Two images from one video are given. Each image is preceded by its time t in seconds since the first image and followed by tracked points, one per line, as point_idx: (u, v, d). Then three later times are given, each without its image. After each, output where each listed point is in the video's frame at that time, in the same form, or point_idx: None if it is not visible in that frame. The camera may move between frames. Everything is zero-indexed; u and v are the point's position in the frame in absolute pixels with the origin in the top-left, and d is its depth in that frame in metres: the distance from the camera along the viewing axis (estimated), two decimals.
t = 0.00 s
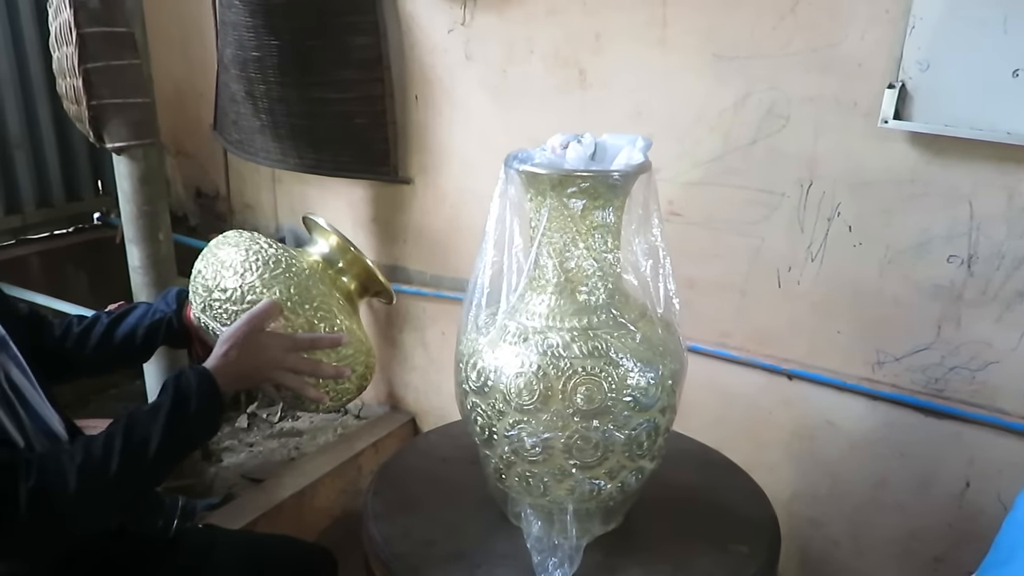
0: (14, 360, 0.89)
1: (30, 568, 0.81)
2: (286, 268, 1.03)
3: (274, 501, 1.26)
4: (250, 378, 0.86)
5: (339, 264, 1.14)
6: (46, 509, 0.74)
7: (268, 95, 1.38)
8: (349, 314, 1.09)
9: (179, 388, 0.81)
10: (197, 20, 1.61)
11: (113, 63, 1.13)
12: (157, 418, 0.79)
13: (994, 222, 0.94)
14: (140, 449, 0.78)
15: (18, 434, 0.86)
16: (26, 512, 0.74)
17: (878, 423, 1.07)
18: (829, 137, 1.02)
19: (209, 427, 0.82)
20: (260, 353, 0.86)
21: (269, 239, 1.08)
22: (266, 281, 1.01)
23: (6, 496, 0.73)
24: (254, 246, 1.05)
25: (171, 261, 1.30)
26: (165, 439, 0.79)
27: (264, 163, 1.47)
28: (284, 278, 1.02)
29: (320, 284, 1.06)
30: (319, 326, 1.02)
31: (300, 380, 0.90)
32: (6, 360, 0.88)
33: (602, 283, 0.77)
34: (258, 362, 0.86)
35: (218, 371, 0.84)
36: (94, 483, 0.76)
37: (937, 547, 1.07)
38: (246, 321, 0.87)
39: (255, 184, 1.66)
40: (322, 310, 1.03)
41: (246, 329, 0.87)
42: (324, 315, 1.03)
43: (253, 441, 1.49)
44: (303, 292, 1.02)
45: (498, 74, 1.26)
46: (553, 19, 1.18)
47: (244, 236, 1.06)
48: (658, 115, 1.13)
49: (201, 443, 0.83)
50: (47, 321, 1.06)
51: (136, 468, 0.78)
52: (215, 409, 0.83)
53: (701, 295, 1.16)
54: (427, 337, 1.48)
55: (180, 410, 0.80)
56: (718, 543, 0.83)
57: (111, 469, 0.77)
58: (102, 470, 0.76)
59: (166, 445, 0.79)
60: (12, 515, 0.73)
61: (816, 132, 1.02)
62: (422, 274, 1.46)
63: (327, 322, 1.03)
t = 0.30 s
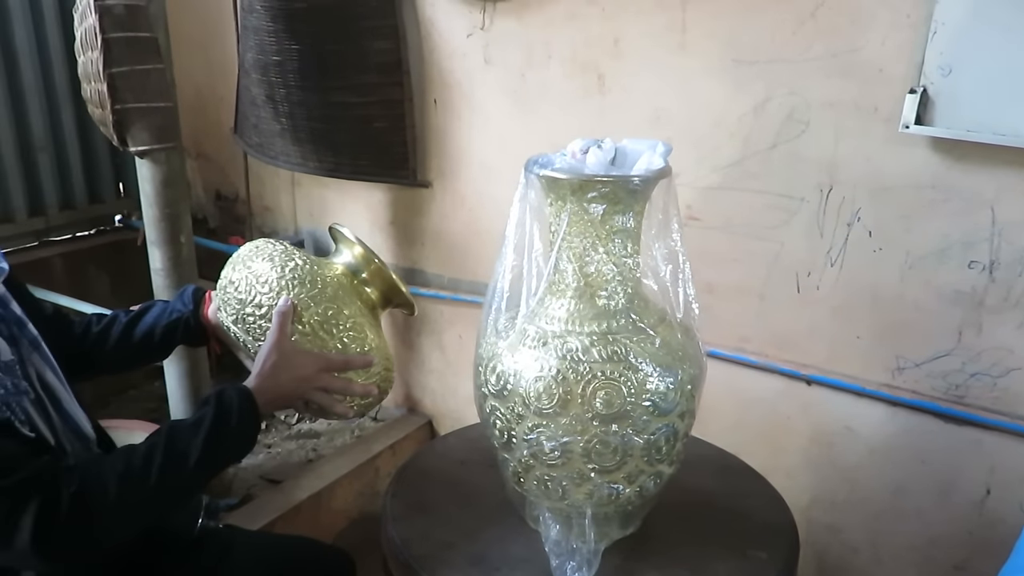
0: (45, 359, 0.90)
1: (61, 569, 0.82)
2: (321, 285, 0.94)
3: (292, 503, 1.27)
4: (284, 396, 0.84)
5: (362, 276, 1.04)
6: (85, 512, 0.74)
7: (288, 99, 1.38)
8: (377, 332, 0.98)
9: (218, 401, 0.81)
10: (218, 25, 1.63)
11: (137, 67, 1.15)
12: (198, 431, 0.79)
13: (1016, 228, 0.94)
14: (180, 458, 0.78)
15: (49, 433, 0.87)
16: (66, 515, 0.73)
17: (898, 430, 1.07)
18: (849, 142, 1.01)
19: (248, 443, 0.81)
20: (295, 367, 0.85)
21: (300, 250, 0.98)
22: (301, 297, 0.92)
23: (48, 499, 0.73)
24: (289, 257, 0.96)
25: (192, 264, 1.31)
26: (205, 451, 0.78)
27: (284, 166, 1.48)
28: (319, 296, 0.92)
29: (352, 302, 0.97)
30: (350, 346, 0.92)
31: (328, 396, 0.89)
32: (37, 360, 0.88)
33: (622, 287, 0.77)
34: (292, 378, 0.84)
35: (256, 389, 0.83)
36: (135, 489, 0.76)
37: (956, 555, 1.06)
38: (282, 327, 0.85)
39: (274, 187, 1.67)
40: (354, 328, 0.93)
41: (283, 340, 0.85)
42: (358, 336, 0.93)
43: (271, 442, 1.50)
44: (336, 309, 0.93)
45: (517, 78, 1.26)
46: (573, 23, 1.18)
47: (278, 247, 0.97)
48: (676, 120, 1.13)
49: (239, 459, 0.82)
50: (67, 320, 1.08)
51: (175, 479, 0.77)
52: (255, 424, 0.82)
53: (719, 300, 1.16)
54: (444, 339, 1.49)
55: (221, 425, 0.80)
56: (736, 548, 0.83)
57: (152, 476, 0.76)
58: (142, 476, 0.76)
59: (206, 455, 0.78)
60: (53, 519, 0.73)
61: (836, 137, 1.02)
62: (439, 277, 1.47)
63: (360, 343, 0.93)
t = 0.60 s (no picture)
0: (80, 358, 0.92)
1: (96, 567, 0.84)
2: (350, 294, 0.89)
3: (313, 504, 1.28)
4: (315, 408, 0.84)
5: (387, 283, 1.00)
6: (120, 517, 0.77)
7: (311, 102, 1.40)
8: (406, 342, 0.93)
9: (253, 412, 0.82)
10: (241, 28, 1.64)
11: (163, 71, 1.16)
12: (232, 441, 0.80)
13: None
14: (214, 467, 0.79)
15: (83, 431, 0.90)
16: (101, 519, 0.76)
17: (922, 436, 1.06)
18: (873, 147, 1.01)
19: (280, 456, 0.82)
20: (323, 379, 0.83)
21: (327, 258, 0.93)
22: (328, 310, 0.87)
23: (84, 502, 0.76)
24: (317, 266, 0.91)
25: (215, 265, 1.33)
26: (237, 463, 0.80)
27: (306, 169, 1.49)
28: (347, 307, 0.88)
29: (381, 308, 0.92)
30: (380, 356, 0.88)
31: (358, 405, 0.87)
32: (72, 359, 0.91)
33: (645, 291, 0.77)
34: (323, 391, 0.83)
35: (289, 403, 0.83)
36: (168, 496, 0.78)
37: (981, 564, 1.05)
38: (309, 339, 0.84)
39: (296, 189, 1.68)
40: (384, 337, 0.89)
41: (310, 351, 0.84)
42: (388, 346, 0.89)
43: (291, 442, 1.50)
44: (366, 318, 0.88)
45: (539, 81, 1.27)
46: (595, 27, 1.18)
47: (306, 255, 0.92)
48: (698, 123, 1.12)
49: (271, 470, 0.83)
50: (100, 322, 1.10)
51: (206, 487, 0.79)
52: (288, 438, 0.83)
53: (741, 304, 1.16)
54: (463, 342, 1.49)
55: (254, 437, 0.81)
56: (758, 554, 0.82)
57: (184, 482, 0.78)
58: (176, 483, 0.78)
59: (239, 466, 0.80)
60: (87, 520, 0.76)
61: (861, 141, 1.01)
62: (460, 280, 1.47)
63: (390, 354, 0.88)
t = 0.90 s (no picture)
0: (119, 362, 0.93)
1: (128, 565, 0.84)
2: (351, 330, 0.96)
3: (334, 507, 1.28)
4: (366, 420, 0.86)
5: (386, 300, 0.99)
6: (169, 508, 0.76)
7: (334, 108, 1.42)
8: (433, 345, 0.98)
9: (300, 417, 0.83)
10: (265, 34, 1.66)
11: (189, 76, 1.17)
12: (280, 443, 0.81)
13: None
14: (259, 468, 0.80)
15: (121, 432, 0.90)
16: (149, 509, 0.75)
17: (946, 445, 1.05)
18: (899, 154, 1.00)
19: (323, 461, 0.83)
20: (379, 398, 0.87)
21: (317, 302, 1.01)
22: (342, 356, 0.95)
23: (130, 495, 0.75)
24: (316, 319, 0.98)
25: (239, 269, 1.34)
26: (285, 463, 0.81)
27: (328, 174, 1.50)
28: (354, 342, 0.95)
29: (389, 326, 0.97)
30: (406, 372, 0.93)
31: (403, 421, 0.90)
32: (112, 362, 0.92)
33: (669, 298, 0.77)
34: (373, 404, 0.86)
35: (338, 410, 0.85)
36: (215, 492, 0.78)
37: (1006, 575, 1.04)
38: (377, 362, 0.86)
39: (318, 194, 1.70)
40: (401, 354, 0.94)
41: (375, 370, 0.86)
42: (414, 362, 0.94)
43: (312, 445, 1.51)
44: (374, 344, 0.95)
45: (561, 87, 1.27)
46: (617, 33, 1.18)
47: (302, 314, 1.00)
48: (721, 130, 1.12)
49: (312, 475, 0.84)
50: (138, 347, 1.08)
51: (251, 487, 0.79)
52: (333, 445, 0.84)
53: (763, 311, 1.16)
54: (484, 346, 1.50)
55: (300, 440, 0.82)
56: (781, 563, 0.82)
57: (231, 479, 0.79)
58: (223, 481, 0.79)
59: (284, 468, 0.80)
60: (133, 513, 0.75)
61: (886, 148, 1.01)
62: (481, 285, 1.47)
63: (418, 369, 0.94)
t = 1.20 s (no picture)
0: (155, 363, 0.93)
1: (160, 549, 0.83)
2: (382, 380, 0.87)
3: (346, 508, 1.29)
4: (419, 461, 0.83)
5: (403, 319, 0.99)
6: (220, 499, 0.75)
7: (350, 110, 1.44)
8: (475, 381, 0.90)
9: (358, 441, 0.82)
10: (282, 36, 1.67)
11: (208, 78, 1.18)
12: (335, 464, 0.80)
13: None
14: (315, 480, 0.79)
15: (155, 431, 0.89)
16: (200, 497, 0.74)
17: (961, 453, 1.04)
18: (916, 160, 1.00)
19: (374, 493, 0.81)
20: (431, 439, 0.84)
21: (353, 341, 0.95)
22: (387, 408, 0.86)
23: (182, 483, 0.74)
24: (353, 369, 0.89)
25: (255, 269, 1.35)
26: (336, 487, 0.79)
27: (344, 175, 1.52)
28: (392, 392, 0.86)
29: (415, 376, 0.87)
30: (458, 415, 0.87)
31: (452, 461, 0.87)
32: (149, 360, 0.91)
33: (684, 302, 0.77)
34: (425, 445, 0.83)
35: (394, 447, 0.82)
36: (264, 500, 0.77)
37: None
38: (423, 404, 0.84)
39: (333, 196, 1.71)
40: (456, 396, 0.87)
41: (421, 414, 0.84)
42: (460, 405, 0.87)
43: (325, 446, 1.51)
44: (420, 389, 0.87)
45: (577, 91, 1.27)
46: (634, 37, 1.19)
47: (342, 365, 0.90)
48: (737, 135, 1.12)
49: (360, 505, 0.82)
50: (180, 364, 1.05)
51: (297, 503, 0.78)
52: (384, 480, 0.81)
53: (777, 317, 1.16)
54: (497, 349, 1.50)
55: (355, 467, 0.80)
56: (794, 569, 0.81)
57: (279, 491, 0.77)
58: (277, 483, 0.78)
59: (343, 480, 0.79)
60: (184, 500, 0.74)
61: (903, 154, 1.00)
62: (494, 288, 1.48)
63: (469, 411, 0.87)
